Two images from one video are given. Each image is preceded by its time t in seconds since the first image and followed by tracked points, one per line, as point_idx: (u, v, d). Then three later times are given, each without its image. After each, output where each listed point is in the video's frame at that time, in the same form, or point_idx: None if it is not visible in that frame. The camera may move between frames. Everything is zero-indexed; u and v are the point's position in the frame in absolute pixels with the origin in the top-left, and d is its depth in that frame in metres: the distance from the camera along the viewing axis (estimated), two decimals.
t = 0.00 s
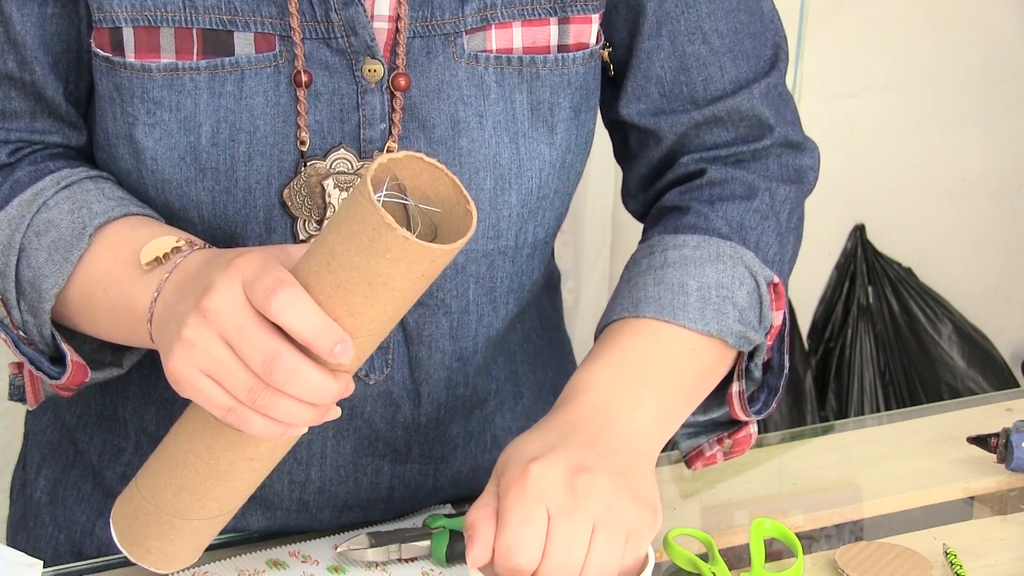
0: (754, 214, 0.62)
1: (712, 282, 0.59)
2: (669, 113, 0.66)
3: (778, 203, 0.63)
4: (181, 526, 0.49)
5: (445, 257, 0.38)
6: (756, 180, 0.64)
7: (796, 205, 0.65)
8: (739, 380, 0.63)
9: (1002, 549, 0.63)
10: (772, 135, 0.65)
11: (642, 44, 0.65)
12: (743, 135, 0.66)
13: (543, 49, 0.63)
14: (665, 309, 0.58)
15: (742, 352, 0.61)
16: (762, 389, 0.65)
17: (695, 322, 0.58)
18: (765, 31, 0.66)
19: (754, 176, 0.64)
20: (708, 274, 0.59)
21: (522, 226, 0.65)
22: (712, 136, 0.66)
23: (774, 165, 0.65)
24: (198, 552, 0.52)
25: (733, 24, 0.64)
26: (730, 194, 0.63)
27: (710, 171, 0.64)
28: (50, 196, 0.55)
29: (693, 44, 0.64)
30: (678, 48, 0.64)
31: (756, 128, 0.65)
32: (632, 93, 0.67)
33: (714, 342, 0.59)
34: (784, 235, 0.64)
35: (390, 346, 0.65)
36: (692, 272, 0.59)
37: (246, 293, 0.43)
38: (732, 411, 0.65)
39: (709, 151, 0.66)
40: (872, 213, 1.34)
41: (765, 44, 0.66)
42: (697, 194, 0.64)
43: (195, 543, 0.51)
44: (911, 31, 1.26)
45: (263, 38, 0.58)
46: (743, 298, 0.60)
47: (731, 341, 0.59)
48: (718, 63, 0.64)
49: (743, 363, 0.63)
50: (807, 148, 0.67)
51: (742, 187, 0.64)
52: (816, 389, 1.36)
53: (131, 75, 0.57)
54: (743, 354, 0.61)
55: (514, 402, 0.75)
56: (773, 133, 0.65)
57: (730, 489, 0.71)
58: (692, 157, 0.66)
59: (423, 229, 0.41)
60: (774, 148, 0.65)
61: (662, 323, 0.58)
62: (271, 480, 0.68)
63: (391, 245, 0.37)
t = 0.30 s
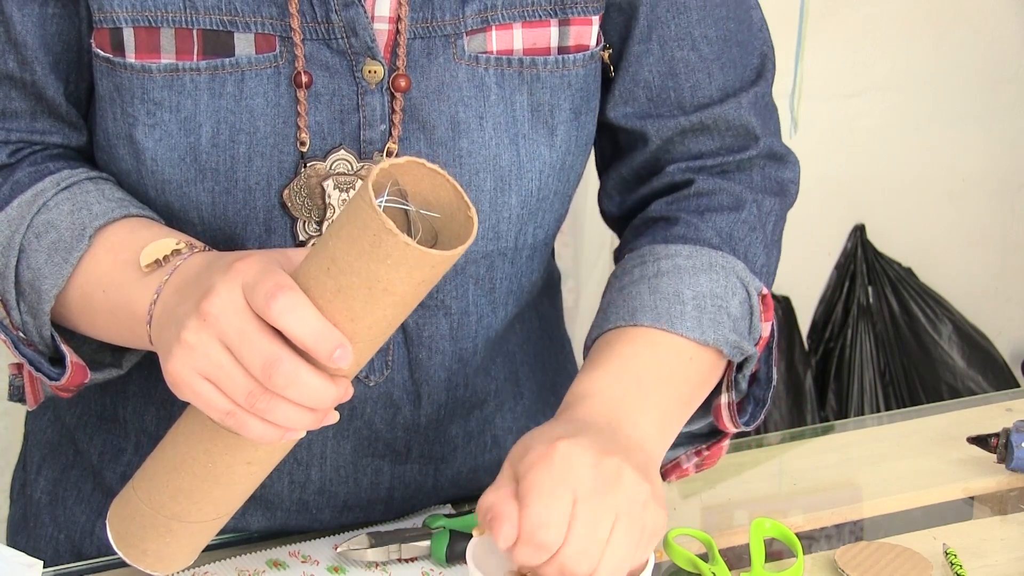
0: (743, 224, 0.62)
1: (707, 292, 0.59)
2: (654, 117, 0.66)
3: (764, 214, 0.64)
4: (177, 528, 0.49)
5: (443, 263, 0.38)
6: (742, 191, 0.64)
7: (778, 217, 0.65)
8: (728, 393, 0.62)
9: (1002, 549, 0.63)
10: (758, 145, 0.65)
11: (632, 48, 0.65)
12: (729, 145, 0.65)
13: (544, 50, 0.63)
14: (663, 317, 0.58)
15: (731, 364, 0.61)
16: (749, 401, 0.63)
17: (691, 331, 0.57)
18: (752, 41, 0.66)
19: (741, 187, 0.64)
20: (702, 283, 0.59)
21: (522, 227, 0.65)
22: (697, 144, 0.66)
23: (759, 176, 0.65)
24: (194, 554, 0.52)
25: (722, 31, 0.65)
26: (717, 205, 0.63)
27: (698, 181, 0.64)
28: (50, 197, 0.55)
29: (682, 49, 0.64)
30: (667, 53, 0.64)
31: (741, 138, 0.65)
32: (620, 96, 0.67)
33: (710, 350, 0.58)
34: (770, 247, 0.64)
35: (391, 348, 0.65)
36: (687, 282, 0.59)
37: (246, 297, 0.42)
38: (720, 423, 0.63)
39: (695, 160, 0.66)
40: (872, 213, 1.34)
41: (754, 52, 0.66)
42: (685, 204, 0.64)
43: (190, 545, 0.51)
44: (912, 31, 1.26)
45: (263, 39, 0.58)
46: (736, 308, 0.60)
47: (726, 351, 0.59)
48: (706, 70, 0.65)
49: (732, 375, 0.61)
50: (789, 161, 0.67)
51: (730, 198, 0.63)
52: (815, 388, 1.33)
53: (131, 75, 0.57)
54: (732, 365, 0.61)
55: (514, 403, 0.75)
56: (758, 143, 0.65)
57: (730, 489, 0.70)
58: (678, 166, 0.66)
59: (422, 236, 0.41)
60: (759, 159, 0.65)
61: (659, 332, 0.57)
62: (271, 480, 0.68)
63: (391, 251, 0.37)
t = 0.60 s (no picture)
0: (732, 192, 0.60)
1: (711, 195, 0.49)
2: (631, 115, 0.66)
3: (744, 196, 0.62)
4: (148, 524, 0.49)
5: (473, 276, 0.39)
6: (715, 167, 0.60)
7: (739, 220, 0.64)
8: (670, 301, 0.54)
9: (1002, 549, 0.63)
10: (733, 146, 0.64)
11: (614, 46, 0.65)
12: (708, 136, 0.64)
13: (547, 49, 0.62)
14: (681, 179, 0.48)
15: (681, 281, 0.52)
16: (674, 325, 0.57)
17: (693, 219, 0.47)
18: (729, 49, 0.66)
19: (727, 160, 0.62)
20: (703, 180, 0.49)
21: (524, 228, 0.66)
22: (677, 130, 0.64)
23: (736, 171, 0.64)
24: (151, 552, 0.52)
25: (699, 38, 0.65)
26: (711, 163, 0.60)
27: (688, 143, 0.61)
28: (56, 195, 0.55)
29: (663, 53, 0.64)
30: (649, 55, 0.64)
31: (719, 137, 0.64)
32: (602, 97, 0.67)
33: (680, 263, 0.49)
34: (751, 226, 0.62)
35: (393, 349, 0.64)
36: (697, 175, 0.49)
37: (268, 295, 0.42)
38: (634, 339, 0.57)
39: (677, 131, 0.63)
40: (872, 213, 1.34)
41: (732, 65, 0.66)
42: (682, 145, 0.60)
43: (157, 541, 0.51)
44: (912, 32, 1.27)
45: (265, 40, 0.58)
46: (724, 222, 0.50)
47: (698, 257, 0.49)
48: (684, 75, 0.65)
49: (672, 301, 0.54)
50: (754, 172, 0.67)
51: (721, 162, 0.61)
52: (813, 387, 1.30)
53: (132, 77, 0.57)
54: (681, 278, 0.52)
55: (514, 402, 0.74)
56: (737, 147, 0.65)
57: (730, 489, 0.70)
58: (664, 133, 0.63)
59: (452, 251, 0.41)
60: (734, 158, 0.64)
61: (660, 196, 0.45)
62: (271, 480, 0.68)
63: (426, 261, 0.38)
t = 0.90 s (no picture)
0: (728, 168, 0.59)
1: (696, 168, 0.54)
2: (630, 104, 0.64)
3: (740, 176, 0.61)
4: (142, 507, 0.49)
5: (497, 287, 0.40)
6: (704, 139, 0.59)
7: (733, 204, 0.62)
8: (661, 274, 0.53)
9: (1001, 549, 0.63)
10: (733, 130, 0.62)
11: (611, 36, 0.64)
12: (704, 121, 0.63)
13: (545, 42, 0.62)
14: (668, 155, 0.53)
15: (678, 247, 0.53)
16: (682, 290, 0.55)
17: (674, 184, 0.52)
18: (725, 39, 0.65)
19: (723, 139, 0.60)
20: (694, 158, 0.54)
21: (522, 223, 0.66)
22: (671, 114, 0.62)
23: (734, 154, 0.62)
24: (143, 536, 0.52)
25: (696, 26, 0.64)
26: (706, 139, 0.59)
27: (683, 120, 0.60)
28: (62, 187, 0.55)
29: (660, 43, 0.63)
30: (646, 46, 0.63)
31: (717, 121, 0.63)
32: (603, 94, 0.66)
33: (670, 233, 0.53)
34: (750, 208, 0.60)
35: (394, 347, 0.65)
36: (688, 151, 0.55)
37: (287, 291, 0.42)
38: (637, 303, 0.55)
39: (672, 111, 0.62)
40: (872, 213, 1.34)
41: (728, 55, 0.65)
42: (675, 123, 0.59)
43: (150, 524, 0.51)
44: (911, 31, 1.27)
45: (263, 35, 0.58)
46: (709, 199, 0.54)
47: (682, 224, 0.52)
48: (680, 64, 0.64)
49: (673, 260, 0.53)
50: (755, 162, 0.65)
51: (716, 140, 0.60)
52: (815, 389, 1.31)
53: (131, 72, 0.57)
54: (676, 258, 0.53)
55: (514, 399, 0.74)
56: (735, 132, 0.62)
57: (730, 489, 0.70)
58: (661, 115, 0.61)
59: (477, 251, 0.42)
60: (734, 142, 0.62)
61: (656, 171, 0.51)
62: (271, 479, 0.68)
63: (453, 271, 0.39)
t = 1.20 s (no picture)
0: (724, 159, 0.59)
1: (688, 152, 0.54)
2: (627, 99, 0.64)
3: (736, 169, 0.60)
4: (154, 507, 0.49)
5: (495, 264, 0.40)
6: (699, 128, 0.59)
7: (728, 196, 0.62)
8: (656, 259, 0.54)
9: (1001, 550, 0.63)
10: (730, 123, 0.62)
11: (608, 31, 0.64)
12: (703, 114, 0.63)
13: (543, 37, 0.62)
14: (659, 139, 0.54)
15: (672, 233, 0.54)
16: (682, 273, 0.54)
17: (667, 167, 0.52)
18: (724, 33, 0.65)
19: (719, 131, 0.60)
20: (686, 143, 0.55)
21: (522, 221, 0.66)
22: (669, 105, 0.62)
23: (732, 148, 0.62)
24: (156, 539, 0.52)
25: (694, 20, 0.63)
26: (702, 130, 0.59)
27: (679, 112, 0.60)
28: (64, 185, 0.55)
29: (657, 37, 0.63)
30: (643, 40, 0.63)
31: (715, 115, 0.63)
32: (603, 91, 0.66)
33: (665, 216, 0.53)
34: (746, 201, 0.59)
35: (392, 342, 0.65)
36: (682, 136, 0.55)
37: (288, 279, 0.42)
38: (636, 287, 0.54)
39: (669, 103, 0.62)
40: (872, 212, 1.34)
41: (727, 49, 0.65)
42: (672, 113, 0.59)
43: (165, 526, 0.51)
44: (911, 31, 1.27)
45: (261, 32, 0.58)
46: (704, 184, 0.54)
47: (677, 209, 0.53)
48: (677, 58, 0.63)
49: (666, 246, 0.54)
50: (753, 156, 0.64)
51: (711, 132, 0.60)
52: (815, 389, 1.31)
53: (130, 70, 0.57)
54: (671, 242, 0.54)
55: (514, 396, 0.74)
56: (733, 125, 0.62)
57: (730, 489, 0.70)
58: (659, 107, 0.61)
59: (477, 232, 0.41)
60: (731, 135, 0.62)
61: (647, 157, 0.52)
62: (271, 476, 0.68)
63: (452, 247, 0.39)
